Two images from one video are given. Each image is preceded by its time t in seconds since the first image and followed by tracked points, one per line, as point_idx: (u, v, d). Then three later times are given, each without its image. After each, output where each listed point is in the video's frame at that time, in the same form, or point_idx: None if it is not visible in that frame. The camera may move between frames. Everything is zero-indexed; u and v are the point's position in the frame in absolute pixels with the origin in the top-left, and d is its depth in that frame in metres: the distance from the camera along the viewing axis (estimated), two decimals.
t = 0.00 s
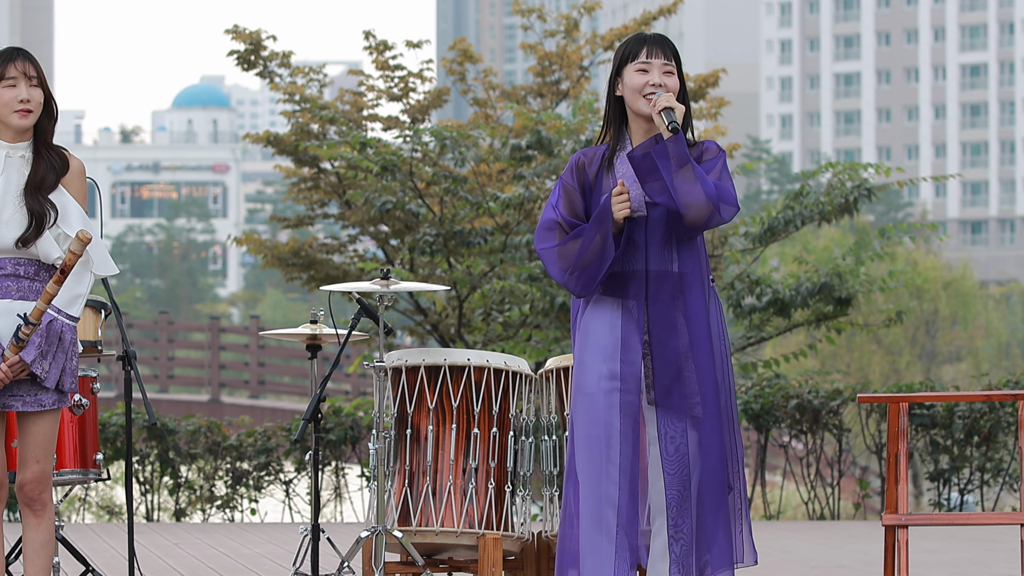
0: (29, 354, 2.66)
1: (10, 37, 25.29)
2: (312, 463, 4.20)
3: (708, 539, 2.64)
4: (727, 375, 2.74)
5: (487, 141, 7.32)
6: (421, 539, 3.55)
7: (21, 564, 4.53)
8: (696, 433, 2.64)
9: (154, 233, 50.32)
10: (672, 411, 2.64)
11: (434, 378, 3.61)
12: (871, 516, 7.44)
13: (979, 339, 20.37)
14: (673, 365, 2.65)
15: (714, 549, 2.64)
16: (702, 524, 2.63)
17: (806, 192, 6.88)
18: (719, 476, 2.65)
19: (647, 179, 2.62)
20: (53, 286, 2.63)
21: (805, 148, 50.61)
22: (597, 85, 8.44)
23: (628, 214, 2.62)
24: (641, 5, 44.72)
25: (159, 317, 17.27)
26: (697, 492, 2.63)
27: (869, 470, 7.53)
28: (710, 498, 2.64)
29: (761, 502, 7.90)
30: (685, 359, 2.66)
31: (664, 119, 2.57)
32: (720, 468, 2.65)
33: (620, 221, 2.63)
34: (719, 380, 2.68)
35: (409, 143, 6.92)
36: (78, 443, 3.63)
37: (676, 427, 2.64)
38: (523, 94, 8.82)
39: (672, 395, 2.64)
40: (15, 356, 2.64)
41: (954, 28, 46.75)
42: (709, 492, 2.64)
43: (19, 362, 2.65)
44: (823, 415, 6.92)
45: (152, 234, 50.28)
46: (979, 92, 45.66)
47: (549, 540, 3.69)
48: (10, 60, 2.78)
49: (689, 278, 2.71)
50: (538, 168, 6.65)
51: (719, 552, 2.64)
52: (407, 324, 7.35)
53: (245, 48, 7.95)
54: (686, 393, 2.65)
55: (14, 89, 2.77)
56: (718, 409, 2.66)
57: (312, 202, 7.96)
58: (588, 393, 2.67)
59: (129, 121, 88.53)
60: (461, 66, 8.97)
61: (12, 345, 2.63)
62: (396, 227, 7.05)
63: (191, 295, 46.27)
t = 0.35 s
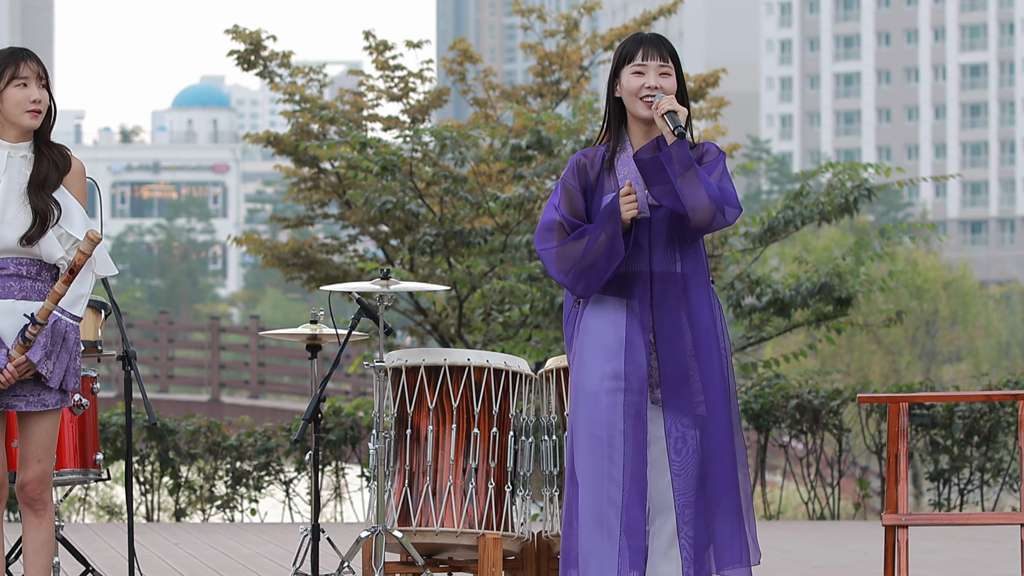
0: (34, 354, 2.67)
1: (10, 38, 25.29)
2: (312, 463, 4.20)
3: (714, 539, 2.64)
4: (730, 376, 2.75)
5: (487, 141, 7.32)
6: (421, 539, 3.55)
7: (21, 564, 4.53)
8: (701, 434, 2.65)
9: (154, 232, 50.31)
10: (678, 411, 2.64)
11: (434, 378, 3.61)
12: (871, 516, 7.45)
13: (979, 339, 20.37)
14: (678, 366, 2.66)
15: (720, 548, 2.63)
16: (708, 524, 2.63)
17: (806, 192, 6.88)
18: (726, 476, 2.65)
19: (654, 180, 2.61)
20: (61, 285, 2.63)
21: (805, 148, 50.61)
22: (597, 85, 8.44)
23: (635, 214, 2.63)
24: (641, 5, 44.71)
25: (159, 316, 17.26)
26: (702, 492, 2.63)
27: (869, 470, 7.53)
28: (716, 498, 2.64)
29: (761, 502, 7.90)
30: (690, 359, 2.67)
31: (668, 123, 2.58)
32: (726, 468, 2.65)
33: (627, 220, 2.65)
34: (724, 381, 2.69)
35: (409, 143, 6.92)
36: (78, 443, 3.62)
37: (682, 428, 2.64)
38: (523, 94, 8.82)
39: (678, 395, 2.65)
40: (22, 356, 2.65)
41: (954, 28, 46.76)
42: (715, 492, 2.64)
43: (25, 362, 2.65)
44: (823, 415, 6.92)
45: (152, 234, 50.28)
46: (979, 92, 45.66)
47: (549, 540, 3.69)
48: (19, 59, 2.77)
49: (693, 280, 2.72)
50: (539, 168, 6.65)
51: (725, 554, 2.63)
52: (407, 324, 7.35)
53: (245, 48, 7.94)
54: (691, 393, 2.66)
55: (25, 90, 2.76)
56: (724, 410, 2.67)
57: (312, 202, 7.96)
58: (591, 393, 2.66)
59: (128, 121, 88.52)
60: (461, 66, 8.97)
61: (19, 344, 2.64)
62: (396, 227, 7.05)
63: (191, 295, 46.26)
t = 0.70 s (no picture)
0: (34, 354, 2.67)
1: (10, 39, 25.36)
2: (312, 463, 4.20)
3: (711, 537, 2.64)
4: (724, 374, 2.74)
5: (488, 141, 7.32)
6: (421, 539, 3.55)
7: (21, 564, 4.53)
8: (693, 431, 2.64)
9: (154, 232, 50.32)
10: (670, 411, 2.64)
11: (434, 378, 3.61)
12: (871, 516, 7.45)
13: (979, 339, 20.36)
14: (669, 363, 2.65)
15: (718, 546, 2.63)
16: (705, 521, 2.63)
17: (806, 192, 6.88)
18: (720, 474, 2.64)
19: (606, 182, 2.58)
20: (60, 284, 2.63)
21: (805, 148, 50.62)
22: (597, 86, 8.44)
23: (608, 206, 2.63)
24: (641, 5, 44.69)
25: (159, 316, 17.26)
26: (697, 490, 2.63)
27: (869, 470, 7.53)
28: (711, 495, 2.64)
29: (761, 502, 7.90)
30: (682, 357, 2.66)
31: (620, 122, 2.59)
32: (720, 467, 2.64)
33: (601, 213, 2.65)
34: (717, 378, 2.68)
35: (409, 143, 6.92)
36: (78, 443, 3.62)
37: (674, 426, 2.64)
38: (523, 94, 8.82)
39: (668, 392, 2.64)
40: (22, 355, 2.65)
41: (954, 28, 46.75)
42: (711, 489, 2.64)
43: (25, 361, 2.65)
44: (823, 415, 6.92)
45: (152, 234, 50.27)
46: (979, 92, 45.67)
47: (549, 539, 3.69)
48: (17, 60, 2.77)
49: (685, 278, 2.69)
50: (538, 168, 6.65)
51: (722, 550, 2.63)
52: (407, 324, 7.36)
53: (245, 48, 7.94)
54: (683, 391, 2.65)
55: (24, 90, 2.76)
56: (717, 408, 2.66)
57: (312, 202, 7.96)
58: (582, 392, 2.67)
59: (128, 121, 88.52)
60: (461, 66, 8.97)
61: (19, 344, 2.64)
62: (396, 227, 7.06)
63: (192, 295, 46.27)
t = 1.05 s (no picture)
0: (34, 353, 2.67)
1: (10, 39, 25.38)
2: (312, 463, 4.20)
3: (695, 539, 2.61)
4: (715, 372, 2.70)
5: (488, 141, 7.32)
6: (421, 539, 3.55)
7: (21, 565, 4.53)
8: (678, 432, 2.64)
9: (154, 232, 50.33)
10: (653, 411, 2.64)
11: (434, 378, 3.61)
12: (871, 516, 7.45)
13: (979, 339, 20.35)
14: (652, 363, 2.64)
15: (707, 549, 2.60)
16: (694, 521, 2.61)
17: (806, 192, 6.88)
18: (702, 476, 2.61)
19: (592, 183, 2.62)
20: (59, 284, 2.63)
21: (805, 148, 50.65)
22: (597, 85, 8.43)
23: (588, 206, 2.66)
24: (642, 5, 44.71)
25: (159, 316, 17.26)
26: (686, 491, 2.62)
27: (869, 470, 7.52)
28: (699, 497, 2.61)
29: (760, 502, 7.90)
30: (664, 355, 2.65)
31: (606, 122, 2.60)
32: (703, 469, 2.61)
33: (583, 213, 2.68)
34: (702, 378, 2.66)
35: (409, 143, 6.92)
36: (78, 442, 3.63)
37: (660, 428, 2.63)
38: (523, 94, 8.82)
39: (653, 393, 2.64)
40: (21, 355, 2.65)
41: (954, 28, 46.75)
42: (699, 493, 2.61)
43: (25, 361, 2.66)
44: (823, 415, 6.92)
45: (152, 234, 50.27)
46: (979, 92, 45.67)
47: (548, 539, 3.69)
48: (19, 61, 2.77)
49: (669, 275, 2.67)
50: (539, 168, 6.64)
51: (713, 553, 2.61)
52: (407, 324, 7.36)
53: (245, 48, 7.94)
54: (666, 391, 2.64)
55: (25, 92, 2.76)
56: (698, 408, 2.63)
57: (312, 202, 7.96)
58: (576, 393, 2.71)
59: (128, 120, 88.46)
60: (461, 66, 8.97)
61: (18, 344, 2.64)
62: (396, 227, 7.06)
63: (191, 295, 46.27)
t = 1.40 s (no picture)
0: (34, 353, 2.67)
1: (11, 39, 25.43)
2: (312, 463, 4.20)
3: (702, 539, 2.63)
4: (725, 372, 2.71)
5: (488, 141, 7.32)
6: (421, 539, 3.55)
7: (22, 565, 4.53)
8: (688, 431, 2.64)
9: (154, 232, 50.34)
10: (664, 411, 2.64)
11: (434, 378, 3.61)
12: (871, 516, 7.45)
13: (979, 339, 20.35)
14: (667, 363, 2.64)
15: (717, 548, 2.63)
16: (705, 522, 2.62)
17: (806, 192, 6.88)
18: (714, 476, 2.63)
19: (629, 181, 2.62)
20: (61, 284, 2.63)
21: (805, 148, 50.67)
22: (597, 85, 8.43)
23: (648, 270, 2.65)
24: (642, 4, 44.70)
25: (159, 316, 17.27)
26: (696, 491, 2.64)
27: (869, 470, 7.52)
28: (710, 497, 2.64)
29: (760, 502, 7.91)
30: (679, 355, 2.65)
31: (644, 120, 2.57)
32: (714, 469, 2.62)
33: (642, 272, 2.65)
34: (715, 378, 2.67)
35: (409, 143, 6.92)
36: (78, 442, 3.63)
37: (670, 429, 2.66)
38: (523, 94, 8.82)
39: (667, 393, 2.64)
40: (22, 355, 2.65)
41: (954, 28, 46.75)
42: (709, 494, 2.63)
43: (26, 361, 2.66)
44: (823, 415, 6.92)
45: (151, 234, 50.27)
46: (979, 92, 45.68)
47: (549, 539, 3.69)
48: (22, 61, 2.77)
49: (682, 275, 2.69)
50: (539, 168, 6.64)
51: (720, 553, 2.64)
52: (407, 324, 7.36)
53: (245, 48, 7.94)
54: (681, 392, 2.64)
55: (28, 92, 2.76)
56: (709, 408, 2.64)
57: (312, 202, 7.96)
58: (583, 393, 2.70)
59: (128, 121, 88.44)
60: (461, 66, 8.97)
61: (19, 344, 2.65)
62: (396, 227, 7.06)
63: (191, 295, 46.29)
